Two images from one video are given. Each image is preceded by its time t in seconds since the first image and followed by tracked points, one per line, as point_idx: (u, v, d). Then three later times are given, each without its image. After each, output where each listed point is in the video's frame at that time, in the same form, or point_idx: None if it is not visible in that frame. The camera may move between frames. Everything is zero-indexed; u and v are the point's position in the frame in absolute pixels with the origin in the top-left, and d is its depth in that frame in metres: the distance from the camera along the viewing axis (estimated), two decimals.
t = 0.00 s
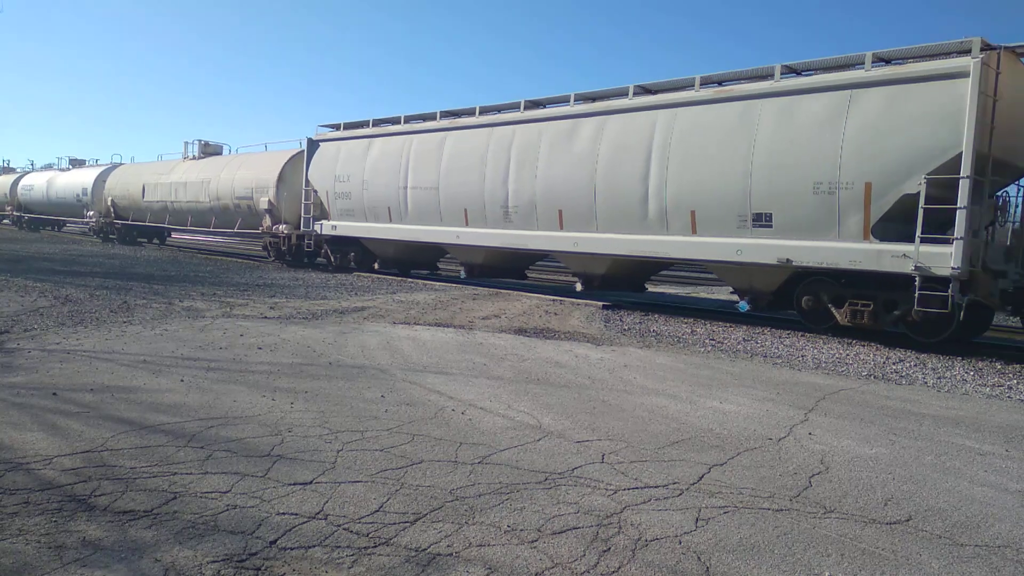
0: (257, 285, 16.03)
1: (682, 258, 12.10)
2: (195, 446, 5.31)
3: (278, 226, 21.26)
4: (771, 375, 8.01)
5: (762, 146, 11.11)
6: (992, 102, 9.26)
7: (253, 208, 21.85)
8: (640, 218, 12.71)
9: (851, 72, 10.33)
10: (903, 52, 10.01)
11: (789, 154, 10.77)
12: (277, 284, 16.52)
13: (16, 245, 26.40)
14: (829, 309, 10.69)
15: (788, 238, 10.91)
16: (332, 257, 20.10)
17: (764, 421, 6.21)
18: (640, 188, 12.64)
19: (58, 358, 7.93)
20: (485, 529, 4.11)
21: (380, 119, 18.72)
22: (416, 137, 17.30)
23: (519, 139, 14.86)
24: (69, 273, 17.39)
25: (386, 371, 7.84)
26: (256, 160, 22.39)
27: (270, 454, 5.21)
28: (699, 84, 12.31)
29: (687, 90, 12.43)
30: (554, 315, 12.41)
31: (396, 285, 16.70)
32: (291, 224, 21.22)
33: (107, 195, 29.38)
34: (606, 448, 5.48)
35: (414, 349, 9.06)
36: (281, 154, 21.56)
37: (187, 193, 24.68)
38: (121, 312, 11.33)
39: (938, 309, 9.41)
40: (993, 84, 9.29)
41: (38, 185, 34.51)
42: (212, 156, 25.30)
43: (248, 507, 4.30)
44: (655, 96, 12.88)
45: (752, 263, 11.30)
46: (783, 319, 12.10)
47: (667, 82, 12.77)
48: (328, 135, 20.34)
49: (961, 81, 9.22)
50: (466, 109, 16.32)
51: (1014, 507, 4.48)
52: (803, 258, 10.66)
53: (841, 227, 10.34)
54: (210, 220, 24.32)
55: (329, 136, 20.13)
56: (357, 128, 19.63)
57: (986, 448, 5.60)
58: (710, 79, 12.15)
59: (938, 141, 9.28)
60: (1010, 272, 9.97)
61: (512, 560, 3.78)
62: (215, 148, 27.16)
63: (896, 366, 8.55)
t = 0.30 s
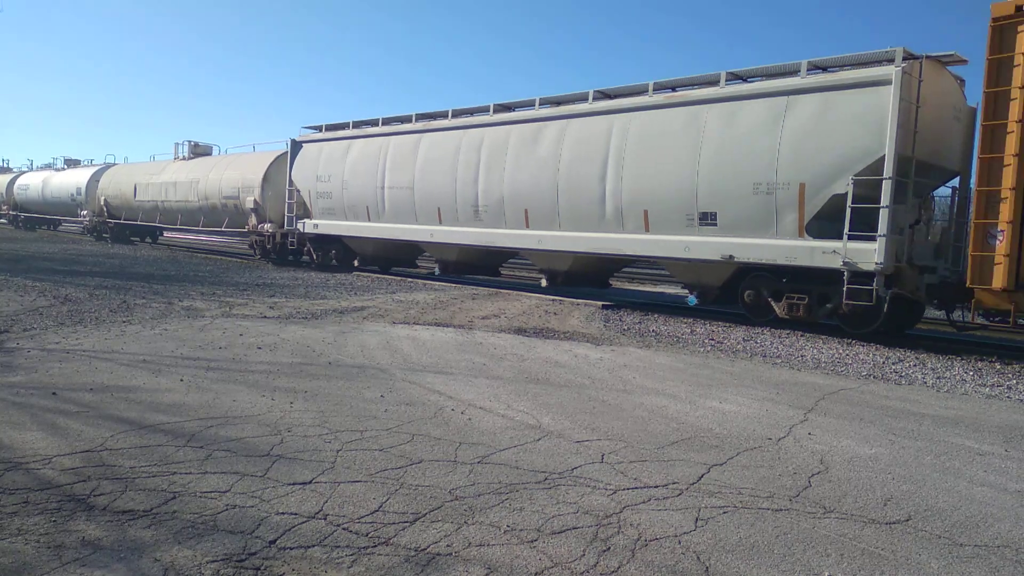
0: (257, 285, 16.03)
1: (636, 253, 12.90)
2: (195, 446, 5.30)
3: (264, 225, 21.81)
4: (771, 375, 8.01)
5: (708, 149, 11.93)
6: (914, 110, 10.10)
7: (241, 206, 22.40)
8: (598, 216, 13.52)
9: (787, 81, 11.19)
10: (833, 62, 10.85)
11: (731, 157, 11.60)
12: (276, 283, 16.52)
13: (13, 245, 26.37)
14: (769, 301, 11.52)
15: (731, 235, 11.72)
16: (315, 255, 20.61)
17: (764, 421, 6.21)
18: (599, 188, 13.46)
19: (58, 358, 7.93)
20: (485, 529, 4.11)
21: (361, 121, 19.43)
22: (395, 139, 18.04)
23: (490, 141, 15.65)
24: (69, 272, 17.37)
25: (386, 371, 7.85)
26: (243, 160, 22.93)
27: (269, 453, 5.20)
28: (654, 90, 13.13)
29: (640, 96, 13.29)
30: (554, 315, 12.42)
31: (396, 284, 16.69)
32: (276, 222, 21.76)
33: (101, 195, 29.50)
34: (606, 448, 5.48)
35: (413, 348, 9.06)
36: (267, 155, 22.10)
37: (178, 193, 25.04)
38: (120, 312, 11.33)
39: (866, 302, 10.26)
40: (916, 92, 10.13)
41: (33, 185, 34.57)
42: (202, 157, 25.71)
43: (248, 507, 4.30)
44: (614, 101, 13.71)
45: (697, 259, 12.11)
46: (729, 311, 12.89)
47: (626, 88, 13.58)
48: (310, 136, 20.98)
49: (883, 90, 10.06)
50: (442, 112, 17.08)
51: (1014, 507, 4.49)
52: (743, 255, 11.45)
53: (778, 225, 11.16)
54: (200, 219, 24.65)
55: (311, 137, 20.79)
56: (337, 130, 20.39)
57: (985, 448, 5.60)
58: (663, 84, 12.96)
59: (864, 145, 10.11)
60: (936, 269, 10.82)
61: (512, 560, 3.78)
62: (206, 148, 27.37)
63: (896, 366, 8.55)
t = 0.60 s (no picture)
0: (256, 284, 16.01)
1: (597, 250, 13.60)
2: (194, 445, 5.30)
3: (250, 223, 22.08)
4: (771, 374, 8.01)
5: (660, 152, 12.66)
6: (845, 115, 10.84)
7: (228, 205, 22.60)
8: (562, 215, 14.20)
9: (731, 87, 11.95)
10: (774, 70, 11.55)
11: (680, 159, 12.34)
12: (275, 282, 16.50)
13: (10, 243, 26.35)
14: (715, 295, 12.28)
15: (681, 232, 12.44)
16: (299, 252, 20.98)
17: (763, 421, 6.21)
18: (562, 189, 14.14)
19: (57, 357, 7.92)
20: (484, 528, 4.11)
21: (340, 123, 19.89)
22: (372, 140, 18.56)
23: (462, 142, 16.27)
24: (68, 271, 17.37)
25: (385, 370, 7.85)
26: (229, 161, 23.19)
27: (268, 453, 5.20)
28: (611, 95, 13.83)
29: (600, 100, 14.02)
30: (554, 315, 12.43)
31: (396, 284, 16.67)
32: (263, 221, 22.02)
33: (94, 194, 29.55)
34: (605, 448, 5.47)
35: (413, 348, 9.06)
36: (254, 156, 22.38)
37: (168, 192, 25.16)
38: (120, 311, 11.31)
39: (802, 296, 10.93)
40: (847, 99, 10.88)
41: (29, 184, 34.60)
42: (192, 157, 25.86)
43: (247, 506, 4.30)
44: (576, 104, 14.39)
45: (650, 255, 12.82)
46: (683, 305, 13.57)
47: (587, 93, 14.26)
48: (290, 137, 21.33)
49: (813, 97, 10.84)
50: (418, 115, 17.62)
51: (1013, 507, 4.48)
52: (691, 251, 12.18)
53: (722, 223, 11.91)
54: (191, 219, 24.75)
55: (293, 138, 21.18)
56: (319, 131, 20.85)
57: (984, 448, 5.60)
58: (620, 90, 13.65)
59: (798, 148, 10.89)
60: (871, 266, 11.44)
61: (511, 560, 3.77)
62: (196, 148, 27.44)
63: (895, 366, 8.56)
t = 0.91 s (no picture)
0: (256, 285, 15.99)
1: (560, 249, 13.99)
2: (193, 446, 5.30)
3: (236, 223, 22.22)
4: (770, 375, 8.02)
5: (616, 154, 13.09)
6: (784, 120, 11.36)
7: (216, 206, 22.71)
8: (527, 215, 14.59)
9: (681, 93, 12.42)
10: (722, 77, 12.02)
11: (635, 160, 12.75)
12: (274, 283, 16.48)
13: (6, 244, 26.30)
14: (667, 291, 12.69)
15: (636, 231, 12.85)
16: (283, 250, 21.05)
17: (762, 421, 6.21)
18: (527, 189, 14.52)
19: (56, 358, 7.91)
20: (483, 529, 4.10)
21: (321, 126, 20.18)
22: (350, 143, 18.86)
23: (434, 144, 16.62)
24: (67, 272, 17.37)
25: (384, 371, 7.85)
26: (216, 162, 23.35)
27: (267, 454, 5.20)
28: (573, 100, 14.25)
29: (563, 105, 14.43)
30: (553, 315, 12.42)
31: (395, 285, 16.66)
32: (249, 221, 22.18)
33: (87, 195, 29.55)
34: (604, 448, 5.48)
35: (412, 348, 9.05)
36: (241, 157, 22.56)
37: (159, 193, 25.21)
38: (119, 312, 11.30)
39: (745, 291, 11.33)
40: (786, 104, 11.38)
41: (23, 186, 34.59)
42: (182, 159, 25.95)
43: (246, 508, 4.30)
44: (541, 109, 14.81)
45: (608, 253, 13.21)
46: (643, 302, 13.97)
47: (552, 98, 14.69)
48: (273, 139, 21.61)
49: (755, 101, 11.29)
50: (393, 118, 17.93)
51: (1011, 508, 4.48)
52: (645, 250, 12.59)
53: (672, 222, 12.34)
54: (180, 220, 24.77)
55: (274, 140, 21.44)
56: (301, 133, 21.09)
57: (983, 448, 5.61)
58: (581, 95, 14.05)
59: (740, 151, 11.34)
60: (816, 263, 11.95)
61: (510, 560, 3.77)
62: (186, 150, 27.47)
63: (894, 366, 8.57)
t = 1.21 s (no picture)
0: (254, 277, 15.96)
1: (526, 241, 14.31)
2: (190, 438, 5.30)
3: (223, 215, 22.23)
4: (767, 371, 8.02)
5: (577, 152, 13.47)
6: (731, 121, 11.69)
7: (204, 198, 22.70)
8: (495, 210, 14.89)
9: (637, 93, 12.82)
10: (677, 78, 12.39)
11: (595, 158, 13.11)
12: (272, 276, 16.46)
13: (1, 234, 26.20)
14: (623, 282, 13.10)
15: (595, 226, 13.22)
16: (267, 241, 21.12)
17: (759, 418, 6.21)
18: (496, 184, 14.81)
19: (54, 349, 7.90)
20: (479, 523, 4.11)
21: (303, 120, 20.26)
22: (330, 137, 18.99)
23: (408, 140, 16.84)
24: (65, 263, 17.34)
25: (382, 364, 7.83)
26: (204, 154, 23.36)
27: (264, 446, 5.19)
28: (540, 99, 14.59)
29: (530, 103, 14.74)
30: (551, 310, 12.42)
31: (393, 278, 16.62)
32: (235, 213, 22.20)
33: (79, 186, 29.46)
34: (602, 443, 5.48)
35: (410, 342, 9.04)
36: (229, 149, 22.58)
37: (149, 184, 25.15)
38: (117, 304, 11.27)
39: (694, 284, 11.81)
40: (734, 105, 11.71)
41: (17, 176, 34.45)
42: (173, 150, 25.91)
43: (243, 500, 4.29)
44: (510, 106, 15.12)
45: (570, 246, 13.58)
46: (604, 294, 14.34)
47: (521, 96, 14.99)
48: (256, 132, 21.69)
49: (704, 102, 11.67)
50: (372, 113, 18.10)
51: (1007, 506, 4.49)
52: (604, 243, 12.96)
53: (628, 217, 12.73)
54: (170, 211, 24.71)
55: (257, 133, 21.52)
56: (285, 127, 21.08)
57: (980, 445, 5.62)
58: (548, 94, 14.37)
59: (690, 149, 11.75)
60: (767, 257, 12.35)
61: (506, 554, 3.78)
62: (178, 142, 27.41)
63: (891, 363, 8.58)
